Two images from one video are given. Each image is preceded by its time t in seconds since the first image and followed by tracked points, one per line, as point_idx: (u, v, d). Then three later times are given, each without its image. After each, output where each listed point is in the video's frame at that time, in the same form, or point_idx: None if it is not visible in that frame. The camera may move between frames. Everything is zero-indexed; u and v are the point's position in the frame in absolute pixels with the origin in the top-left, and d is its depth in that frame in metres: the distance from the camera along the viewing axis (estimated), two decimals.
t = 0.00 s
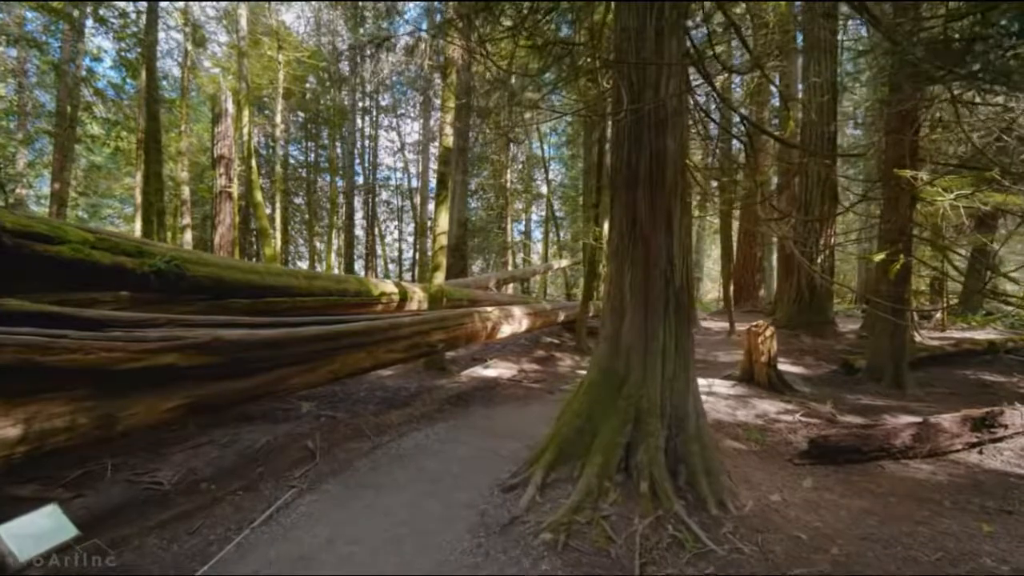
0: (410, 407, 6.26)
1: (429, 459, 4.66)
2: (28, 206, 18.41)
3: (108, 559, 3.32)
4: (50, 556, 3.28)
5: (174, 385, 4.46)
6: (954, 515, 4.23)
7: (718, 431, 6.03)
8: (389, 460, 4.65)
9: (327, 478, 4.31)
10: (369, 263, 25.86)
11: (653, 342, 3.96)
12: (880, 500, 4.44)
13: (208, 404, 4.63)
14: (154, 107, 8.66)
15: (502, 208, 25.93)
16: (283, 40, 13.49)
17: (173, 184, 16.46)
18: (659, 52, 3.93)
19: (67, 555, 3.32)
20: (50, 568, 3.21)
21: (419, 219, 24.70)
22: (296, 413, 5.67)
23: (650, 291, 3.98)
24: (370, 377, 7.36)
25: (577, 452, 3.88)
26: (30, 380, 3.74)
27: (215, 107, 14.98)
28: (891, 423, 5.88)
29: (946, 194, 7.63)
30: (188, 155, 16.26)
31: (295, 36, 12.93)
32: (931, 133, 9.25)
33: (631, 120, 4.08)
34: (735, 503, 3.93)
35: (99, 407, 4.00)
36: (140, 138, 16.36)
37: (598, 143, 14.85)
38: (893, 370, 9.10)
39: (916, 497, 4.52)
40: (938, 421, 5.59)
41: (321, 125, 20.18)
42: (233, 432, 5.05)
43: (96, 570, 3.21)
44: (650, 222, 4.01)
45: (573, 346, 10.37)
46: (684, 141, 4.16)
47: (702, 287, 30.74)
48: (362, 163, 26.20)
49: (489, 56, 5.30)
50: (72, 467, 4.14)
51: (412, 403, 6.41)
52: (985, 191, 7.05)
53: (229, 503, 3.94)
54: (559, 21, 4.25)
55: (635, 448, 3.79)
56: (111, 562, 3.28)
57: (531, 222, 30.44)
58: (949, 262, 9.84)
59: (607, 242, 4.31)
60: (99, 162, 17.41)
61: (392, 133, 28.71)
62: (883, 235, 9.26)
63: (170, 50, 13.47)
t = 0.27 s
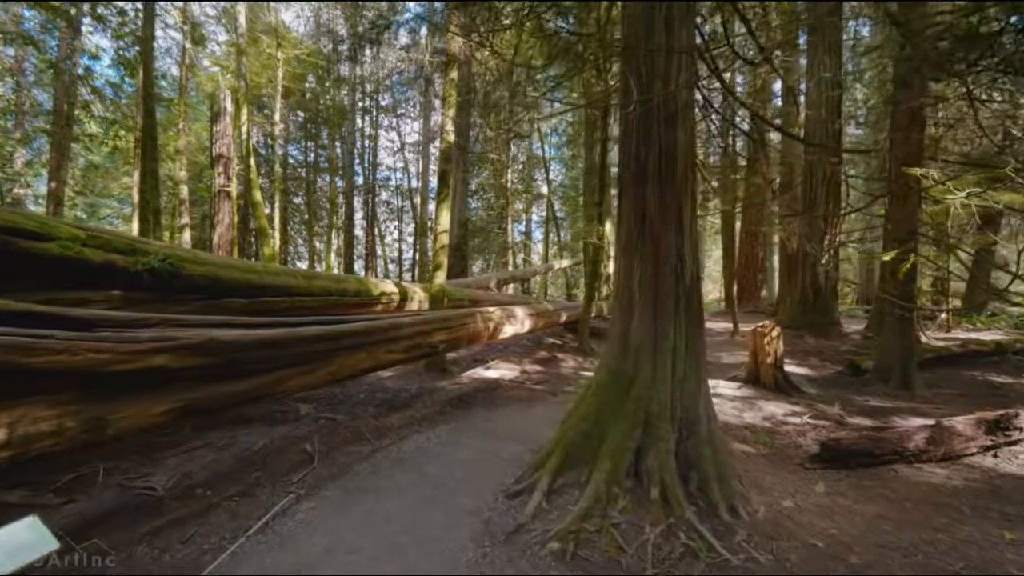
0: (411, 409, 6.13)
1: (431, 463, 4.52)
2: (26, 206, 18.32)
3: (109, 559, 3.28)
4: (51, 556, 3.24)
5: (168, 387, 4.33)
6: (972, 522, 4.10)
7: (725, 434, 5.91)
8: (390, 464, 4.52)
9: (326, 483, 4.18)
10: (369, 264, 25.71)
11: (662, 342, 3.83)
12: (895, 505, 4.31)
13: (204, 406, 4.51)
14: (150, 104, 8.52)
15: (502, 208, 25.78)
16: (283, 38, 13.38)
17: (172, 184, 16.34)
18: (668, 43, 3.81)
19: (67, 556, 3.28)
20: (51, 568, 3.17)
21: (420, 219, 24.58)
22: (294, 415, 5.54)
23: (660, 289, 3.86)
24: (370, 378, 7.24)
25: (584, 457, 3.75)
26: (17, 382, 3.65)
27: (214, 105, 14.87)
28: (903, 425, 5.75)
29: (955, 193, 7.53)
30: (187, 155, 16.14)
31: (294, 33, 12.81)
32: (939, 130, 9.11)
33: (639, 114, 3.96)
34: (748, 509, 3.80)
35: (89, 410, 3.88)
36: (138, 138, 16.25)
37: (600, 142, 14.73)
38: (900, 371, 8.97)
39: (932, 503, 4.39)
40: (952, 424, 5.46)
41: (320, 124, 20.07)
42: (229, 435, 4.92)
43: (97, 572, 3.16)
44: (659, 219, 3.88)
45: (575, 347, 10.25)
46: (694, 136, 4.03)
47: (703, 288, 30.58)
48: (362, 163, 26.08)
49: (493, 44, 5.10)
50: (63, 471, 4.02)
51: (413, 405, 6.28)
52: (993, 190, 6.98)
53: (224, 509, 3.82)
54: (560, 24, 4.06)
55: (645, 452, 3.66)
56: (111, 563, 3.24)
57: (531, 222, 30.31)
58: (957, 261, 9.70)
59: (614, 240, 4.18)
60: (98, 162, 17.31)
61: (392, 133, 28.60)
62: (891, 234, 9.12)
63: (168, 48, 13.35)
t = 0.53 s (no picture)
0: (410, 412, 5.97)
1: (432, 468, 4.38)
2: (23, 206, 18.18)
3: (109, 559, 3.24)
4: (51, 556, 3.19)
5: (159, 390, 4.19)
6: (994, 530, 3.96)
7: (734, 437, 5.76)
8: (390, 469, 4.37)
9: (324, 489, 4.04)
10: (368, 264, 25.56)
11: (673, 344, 3.68)
12: (912, 512, 4.17)
13: (198, 410, 4.36)
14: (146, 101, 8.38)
15: (503, 209, 25.62)
16: (282, 36, 13.23)
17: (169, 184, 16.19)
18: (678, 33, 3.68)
19: (67, 555, 3.24)
20: (50, 568, 3.12)
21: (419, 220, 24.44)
22: (291, 419, 5.39)
23: (671, 289, 3.71)
24: (370, 380, 7.09)
25: (593, 462, 3.61)
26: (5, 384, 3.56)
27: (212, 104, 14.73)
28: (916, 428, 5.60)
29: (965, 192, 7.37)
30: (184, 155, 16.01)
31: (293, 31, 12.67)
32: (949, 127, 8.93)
33: (648, 108, 3.83)
34: (763, 517, 3.65)
35: (77, 414, 3.74)
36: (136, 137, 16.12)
37: (602, 141, 14.60)
38: (908, 373, 8.83)
39: (950, 509, 4.25)
40: (967, 427, 5.31)
41: (319, 124, 19.93)
42: (225, 440, 4.78)
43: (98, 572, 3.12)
44: (670, 216, 3.73)
45: (578, 348, 10.10)
46: (706, 129, 3.89)
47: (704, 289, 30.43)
48: (362, 163, 25.95)
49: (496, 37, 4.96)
50: (51, 477, 3.89)
51: (412, 408, 6.12)
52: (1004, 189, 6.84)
53: (217, 518, 3.68)
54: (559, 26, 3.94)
55: (655, 457, 3.52)
56: (111, 563, 3.20)
57: (531, 223, 30.17)
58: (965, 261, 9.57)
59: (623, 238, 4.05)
60: (95, 161, 17.18)
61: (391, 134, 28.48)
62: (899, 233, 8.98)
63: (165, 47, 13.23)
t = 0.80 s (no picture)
0: (410, 416, 5.82)
1: (434, 474, 4.23)
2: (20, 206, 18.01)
3: (109, 558, 3.20)
4: (50, 556, 3.16)
5: (150, 393, 4.05)
6: (1016, 539, 3.82)
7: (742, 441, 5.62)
8: (390, 475, 4.23)
9: (321, 496, 3.89)
10: (367, 265, 25.40)
11: (684, 345, 3.54)
12: (931, 520, 4.04)
13: (191, 413, 4.22)
14: (141, 97, 8.21)
15: (503, 209, 25.48)
16: (280, 34, 13.07)
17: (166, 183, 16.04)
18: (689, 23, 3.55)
19: (68, 555, 3.20)
20: (51, 568, 3.09)
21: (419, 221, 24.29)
22: (288, 423, 5.25)
23: (683, 288, 3.57)
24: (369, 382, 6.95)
25: (601, 469, 3.46)
26: None
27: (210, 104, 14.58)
28: (930, 433, 5.46)
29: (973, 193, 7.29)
30: (182, 154, 15.84)
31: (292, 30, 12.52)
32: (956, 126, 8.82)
33: (658, 99, 3.69)
34: (779, 526, 3.51)
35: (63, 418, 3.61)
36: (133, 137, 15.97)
37: (603, 141, 14.44)
38: (917, 375, 8.68)
39: (969, 517, 4.11)
40: (982, 431, 5.17)
41: (319, 124, 19.78)
42: (219, 444, 4.64)
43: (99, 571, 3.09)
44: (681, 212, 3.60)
45: (580, 349, 9.96)
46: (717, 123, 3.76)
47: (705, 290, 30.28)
48: (361, 163, 25.80)
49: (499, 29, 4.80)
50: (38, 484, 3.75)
51: (412, 411, 5.97)
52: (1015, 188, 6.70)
53: (210, 527, 3.54)
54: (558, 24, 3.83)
55: (667, 463, 3.38)
56: (112, 562, 3.17)
57: (531, 224, 30.03)
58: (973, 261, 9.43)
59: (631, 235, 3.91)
60: (92, 161, 17.03)
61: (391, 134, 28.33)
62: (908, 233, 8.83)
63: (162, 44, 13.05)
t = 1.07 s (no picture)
0: (410, 419, 5.68)
1: (435, 480, 4.10)
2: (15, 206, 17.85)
3: (109, 559, 3.21)
4: (50, 556, 3.20)
5: (140, 397, 3.92)
6: None
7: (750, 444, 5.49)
8: (389, 482, 4.08)
9: (318, 504, 3.76)
10: (366, 266, 25.24)
11: (696, 348, 3.41)
12: (949, 527, 3.91)
13: (182, 417, 4.09)
14: (135, 94, 8.06)
15: (502, 210, 25.34)
16: (278, 32, 12.90)
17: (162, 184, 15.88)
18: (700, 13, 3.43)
19: (68, 555, 3.23)
20: (50, 568, 3.13)
21: (418, 221, 24.15)
22: (284, 426, 5.11)
23: (694, 289, 3.44)
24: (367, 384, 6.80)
25: (609, 476, 3.33)
26: None
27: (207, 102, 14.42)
28: (942, 436, 5.33)
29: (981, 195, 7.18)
30: (178, 154, 15.68)
31: (290, 29, 12.37)
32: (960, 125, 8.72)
33: (668, 92, 3.56)
34: (793, 534, 3.38)
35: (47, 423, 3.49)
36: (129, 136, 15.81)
37: (605, 141, 14.31)
38: (923, 376, 8.55)
39: (987, 524, 3.98)
40: (996, 435, 5.04)
41: (317, 125, 19.63)
42: (213, 449, 4.50)
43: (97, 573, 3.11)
44: (693, 209, 3.47)
45: (582, 351, 9.82)
46: (729, 117, 3.64)
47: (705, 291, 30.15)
48: (360, 164, 25.67)
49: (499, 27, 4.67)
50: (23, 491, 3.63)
51: (412, 414, 5.83)
52: None
53: (202, 537, 3.41)
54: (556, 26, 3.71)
55: (679, 470, 3.24)
56: (111, 562, 3.18)
57: (531, 225, 29.89)
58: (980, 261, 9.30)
59: (639, 233, 3.78)
60: (88, 161, 16.87)
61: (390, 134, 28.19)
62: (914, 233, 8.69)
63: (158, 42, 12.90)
